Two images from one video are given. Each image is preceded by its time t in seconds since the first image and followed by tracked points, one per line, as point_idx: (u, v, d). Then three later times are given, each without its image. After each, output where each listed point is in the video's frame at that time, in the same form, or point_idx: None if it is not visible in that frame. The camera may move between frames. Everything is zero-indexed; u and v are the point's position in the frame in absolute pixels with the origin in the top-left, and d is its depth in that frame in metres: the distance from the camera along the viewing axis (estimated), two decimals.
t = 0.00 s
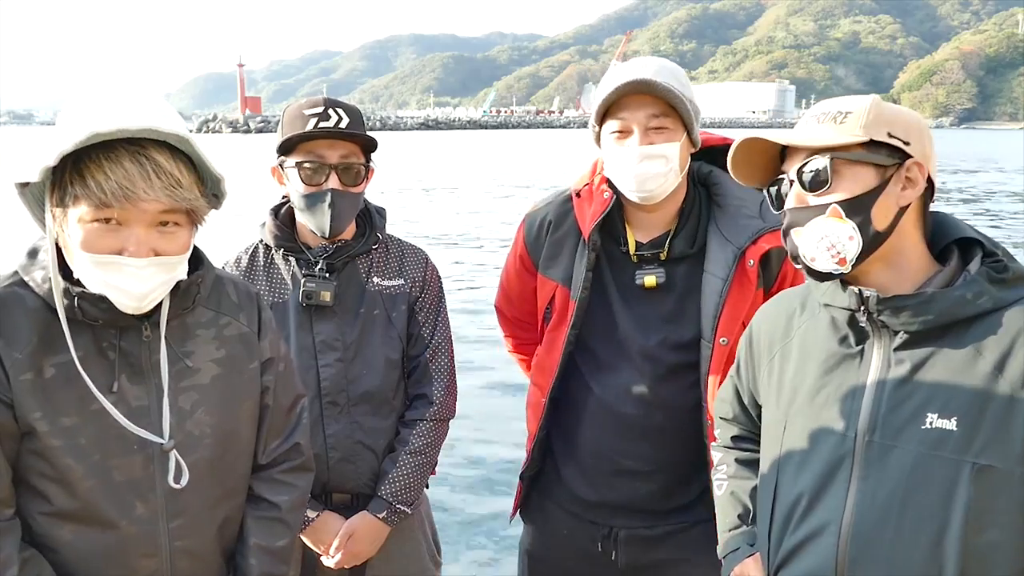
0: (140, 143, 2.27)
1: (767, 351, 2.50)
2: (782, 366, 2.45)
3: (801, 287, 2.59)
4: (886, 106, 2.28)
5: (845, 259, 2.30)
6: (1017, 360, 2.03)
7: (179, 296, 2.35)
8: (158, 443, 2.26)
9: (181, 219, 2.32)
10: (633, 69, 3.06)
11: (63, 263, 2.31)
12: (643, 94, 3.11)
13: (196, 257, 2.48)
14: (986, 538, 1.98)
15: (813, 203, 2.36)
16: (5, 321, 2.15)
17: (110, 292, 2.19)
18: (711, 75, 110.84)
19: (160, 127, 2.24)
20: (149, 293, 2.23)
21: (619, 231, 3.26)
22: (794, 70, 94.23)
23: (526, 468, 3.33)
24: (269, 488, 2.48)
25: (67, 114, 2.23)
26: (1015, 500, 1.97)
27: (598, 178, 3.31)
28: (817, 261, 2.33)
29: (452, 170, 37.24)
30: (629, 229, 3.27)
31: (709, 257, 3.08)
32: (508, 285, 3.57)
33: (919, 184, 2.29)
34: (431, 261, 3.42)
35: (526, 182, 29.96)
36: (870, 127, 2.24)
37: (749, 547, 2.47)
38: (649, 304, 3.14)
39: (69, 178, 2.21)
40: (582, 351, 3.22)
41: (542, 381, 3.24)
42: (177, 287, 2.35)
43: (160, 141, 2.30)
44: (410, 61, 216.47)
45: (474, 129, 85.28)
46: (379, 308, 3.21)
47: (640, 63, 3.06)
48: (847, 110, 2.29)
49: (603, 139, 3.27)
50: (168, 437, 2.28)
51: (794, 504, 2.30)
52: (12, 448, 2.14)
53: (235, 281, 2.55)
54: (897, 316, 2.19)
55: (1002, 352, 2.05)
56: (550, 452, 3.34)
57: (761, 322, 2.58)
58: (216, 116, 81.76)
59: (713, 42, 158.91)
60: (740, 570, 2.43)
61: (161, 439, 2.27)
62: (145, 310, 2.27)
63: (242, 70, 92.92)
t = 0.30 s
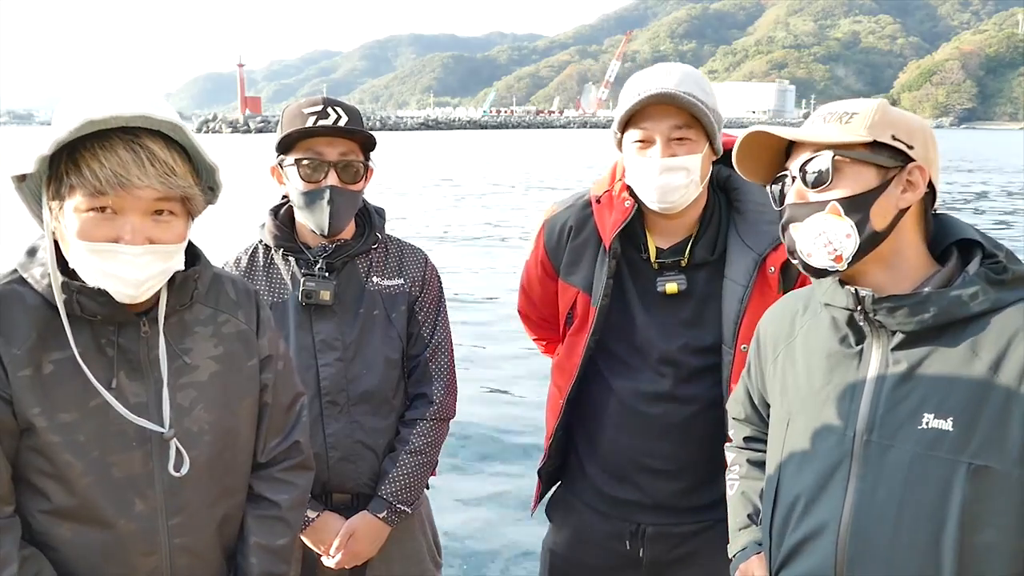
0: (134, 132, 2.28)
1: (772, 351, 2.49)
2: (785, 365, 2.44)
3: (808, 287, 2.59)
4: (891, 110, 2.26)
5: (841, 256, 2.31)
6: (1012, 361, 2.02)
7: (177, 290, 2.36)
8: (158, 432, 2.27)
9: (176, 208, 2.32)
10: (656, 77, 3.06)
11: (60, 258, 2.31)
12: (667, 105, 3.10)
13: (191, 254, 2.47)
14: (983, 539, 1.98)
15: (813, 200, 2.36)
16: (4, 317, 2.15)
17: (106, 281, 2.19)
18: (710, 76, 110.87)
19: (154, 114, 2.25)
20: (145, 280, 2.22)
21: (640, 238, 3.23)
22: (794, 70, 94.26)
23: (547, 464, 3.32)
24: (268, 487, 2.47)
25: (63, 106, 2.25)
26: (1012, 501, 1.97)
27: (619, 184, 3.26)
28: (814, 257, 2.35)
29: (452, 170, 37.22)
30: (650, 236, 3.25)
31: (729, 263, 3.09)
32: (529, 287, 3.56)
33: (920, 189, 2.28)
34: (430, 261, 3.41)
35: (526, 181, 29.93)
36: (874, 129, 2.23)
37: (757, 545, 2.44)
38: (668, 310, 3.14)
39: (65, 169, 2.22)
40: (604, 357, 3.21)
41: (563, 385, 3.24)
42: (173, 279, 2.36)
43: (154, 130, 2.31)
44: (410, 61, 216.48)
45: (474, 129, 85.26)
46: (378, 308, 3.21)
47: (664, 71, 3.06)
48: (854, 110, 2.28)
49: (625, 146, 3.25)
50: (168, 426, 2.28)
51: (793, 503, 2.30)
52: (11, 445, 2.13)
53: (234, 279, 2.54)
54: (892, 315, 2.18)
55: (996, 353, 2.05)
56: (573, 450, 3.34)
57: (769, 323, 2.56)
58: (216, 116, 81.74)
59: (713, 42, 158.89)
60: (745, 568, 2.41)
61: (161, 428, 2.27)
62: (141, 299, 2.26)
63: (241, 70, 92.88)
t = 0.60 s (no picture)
0: (136, 125, 2.31)
1: (775, 347, 2.48)
2: (789, 361, 2.43)
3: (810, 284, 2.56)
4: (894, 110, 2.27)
5: (847, 257, 2.28)
6: (1013, 358, 2.02)
7: (176, 285, 2.36)
8: (155, 427, 2.26)
9: (176, 201, 2.33)
10: (653, 87, 3.06)
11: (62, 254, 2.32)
12: (662, 113, 3.09)
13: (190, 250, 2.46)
14: (981, 535, 1.98)
15: (819, 201, 2.35)
16: (5, 313, 2.16)
17: (107, 273, 2.19)
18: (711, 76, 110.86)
19: (155, 105, 2.27)
20: (145, 272, 2.22)
21: (641, 244, 3.23)
22: (794, 70, 94.21)
23: (564, 475, 3.30)
24: (267, 486, 2.47)
25: (66, 100, 2.28)
26: (1011, 498, 1.97)
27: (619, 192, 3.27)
28: (821, 258, 2.32)
29: (452, 170, 37.21)
30: (651, 243, 3.25)
31: (728, 269, 3.09)
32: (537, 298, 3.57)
33: (924, 188, 2.28)
34: (430, 261, 3.41)
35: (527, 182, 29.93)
36: (879, 129, 2.24)
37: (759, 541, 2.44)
38: (670, 316, 3.14)
39: (67, 161, 2.24)
40: (611, 364, 3.20)
41: (574, 393, 3.23)
42: (172, 274, 2.36)
43: (155, 124, 2.33)
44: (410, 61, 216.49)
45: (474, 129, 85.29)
46: (378, 308, 3.20)
47: (660, 83, 3.06)
48: (858, 111, 2.29)
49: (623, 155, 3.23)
50: (165, 420, 2.28)
51: (793, 499, 2.30)
52: (11, 439, 2.14)
53: (233, 278, 2.53)
54: (895, 312, 2.18)
55: (997, 351, 2.05)
56: (587, 460, 3.32)
57: (769, 319, 2.55)
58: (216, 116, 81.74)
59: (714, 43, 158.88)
60: (748, 563, 2.41)
61: (158, 422, 2.26)
62: (141, 292, 2.26)
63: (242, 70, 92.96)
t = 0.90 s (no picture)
0: (144, 115, 2.32)
1: (778, 345, 2.49)
2: (791, 360, 2.44)
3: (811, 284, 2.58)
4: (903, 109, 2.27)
5: (858, 257, 2.28)
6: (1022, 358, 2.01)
7: (178, 275, 2.37)
8: (157, 414, 2.26)
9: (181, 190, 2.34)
10: (627, 85, 3.06)
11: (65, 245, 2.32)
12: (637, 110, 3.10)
13: (192, 244, 2.49)
14: (986, 534, 1.98)
15: (830, 200, 2.36)
16: (6, 296, 2.14)
17: (111, 258, 2.20)
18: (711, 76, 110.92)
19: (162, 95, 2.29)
20: (150, 258, 2.23)
21: (627, 244, 3.25)
22: (794, 70, 94.20)
23: (559, 475, 3.32)
24: (265, 481, 2.47)
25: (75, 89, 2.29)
26: (1018, 496, 1.96)
27: (604, 193, 3.30)
28: (832, 258, 2.32)
29: (452, 171, 37.21)
30: (638, 242, 3.26)
31: (715, 265, 3.09)
32: (529, 302, 3.58)
33: (935, 187, 2.28)
34: (430, 261, 3.41)
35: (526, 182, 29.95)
36: (890, 129, 2.24)
37: (757, 541, 2.45)
38: (658, 314, 3.15)
39: (76, 149, 2.25)
40: (603, 363, 3.21)
41: (567, 394, 3.24)
42: (174, 264, 2.37)
43: (163, 115, 2.35)
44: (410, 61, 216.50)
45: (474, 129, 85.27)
46: (378, 308, 3.20)
47: (636, 78, 3.06)
48: (868, 110, 2.28)
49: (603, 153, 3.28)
50: (167, 408, 2.28)
51: (798, 497, 2.30)
52: (12, 423, 2.12)
53: (232, 273, 2.54)
54: (904, 311, 2.18)
55: (1006, 351, 2.04)
56: (581, 459, 3.34)
57: (772, 319, 2.56)
58: (216, 115, 81.66)
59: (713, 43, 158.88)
60: (747, 563, 2.42)
61: (159, 409, 2.27)
62: (143, 280, 2.27)
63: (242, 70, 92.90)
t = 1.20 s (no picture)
0: (160, 122, 2.32)
1: (776, 345, 2.48)
2: (791, 360, 2.43)
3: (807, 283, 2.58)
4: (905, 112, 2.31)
5: (905, 253, 2.23)
6: None
7: (184, 279, 2.37)
8: (160, 418, 2.26)
9: (192, 197, 2.34)
10: (612, 74, 3.07)
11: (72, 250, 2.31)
12: (621, 100, 3.11)
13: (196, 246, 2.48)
14: (987, 533, 1.97)
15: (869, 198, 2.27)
16: (11, 297, 2.13)
17: (118, 261, 2.19)
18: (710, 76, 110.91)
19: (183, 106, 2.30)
20: (159, 263, 2.23)
21: (608, 236, 3.26)
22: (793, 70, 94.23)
23: (536, 470, 3.32)
24: (263, 481, 2.47)
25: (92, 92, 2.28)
26: (1021, 496, 1.95)
27: (587, 186, 3.32)
28: (884, 256, 2.22)
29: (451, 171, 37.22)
30: (619, 235, 3.26)
31: (696, 258, 3.09)
32: (508, 295, 3.54)
33: (944, 184, 2.32)
34: (432, 262, 3.41)
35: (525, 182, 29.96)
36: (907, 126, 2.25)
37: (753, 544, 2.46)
38: (638, 308, 3.14)
39: (90, 151, 2.24)
40: (582, 358, 3.20)
41: (544, 388, 3.24)
42: (182, 267, 2.37)
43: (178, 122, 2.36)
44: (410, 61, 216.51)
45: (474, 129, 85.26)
46: (379, 309, 3.20)
47: (621, 69, 3.07)
48: (878, 109, 2.27)
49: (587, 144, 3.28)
50: (170, 412, 2.28)
51: (798, 497, 2.29)
52: (15, 426, 2.10)
53: (232, 276, 2.55)
54: (908, 311, 2.18)
55: (1010, 351, 2.03)
56: (557, 455, 3.35)
57: (768, 320, 2.55)
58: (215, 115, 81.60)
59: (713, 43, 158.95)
60: (743, 567, 2.43)
61: (163, 414, 2.27)
62: (152, 281, 2.26)
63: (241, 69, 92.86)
